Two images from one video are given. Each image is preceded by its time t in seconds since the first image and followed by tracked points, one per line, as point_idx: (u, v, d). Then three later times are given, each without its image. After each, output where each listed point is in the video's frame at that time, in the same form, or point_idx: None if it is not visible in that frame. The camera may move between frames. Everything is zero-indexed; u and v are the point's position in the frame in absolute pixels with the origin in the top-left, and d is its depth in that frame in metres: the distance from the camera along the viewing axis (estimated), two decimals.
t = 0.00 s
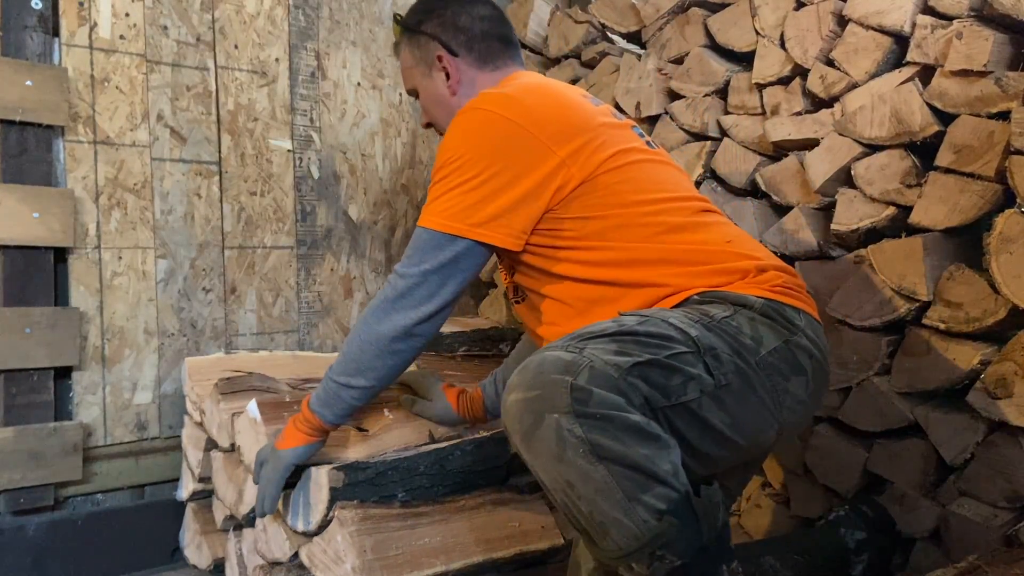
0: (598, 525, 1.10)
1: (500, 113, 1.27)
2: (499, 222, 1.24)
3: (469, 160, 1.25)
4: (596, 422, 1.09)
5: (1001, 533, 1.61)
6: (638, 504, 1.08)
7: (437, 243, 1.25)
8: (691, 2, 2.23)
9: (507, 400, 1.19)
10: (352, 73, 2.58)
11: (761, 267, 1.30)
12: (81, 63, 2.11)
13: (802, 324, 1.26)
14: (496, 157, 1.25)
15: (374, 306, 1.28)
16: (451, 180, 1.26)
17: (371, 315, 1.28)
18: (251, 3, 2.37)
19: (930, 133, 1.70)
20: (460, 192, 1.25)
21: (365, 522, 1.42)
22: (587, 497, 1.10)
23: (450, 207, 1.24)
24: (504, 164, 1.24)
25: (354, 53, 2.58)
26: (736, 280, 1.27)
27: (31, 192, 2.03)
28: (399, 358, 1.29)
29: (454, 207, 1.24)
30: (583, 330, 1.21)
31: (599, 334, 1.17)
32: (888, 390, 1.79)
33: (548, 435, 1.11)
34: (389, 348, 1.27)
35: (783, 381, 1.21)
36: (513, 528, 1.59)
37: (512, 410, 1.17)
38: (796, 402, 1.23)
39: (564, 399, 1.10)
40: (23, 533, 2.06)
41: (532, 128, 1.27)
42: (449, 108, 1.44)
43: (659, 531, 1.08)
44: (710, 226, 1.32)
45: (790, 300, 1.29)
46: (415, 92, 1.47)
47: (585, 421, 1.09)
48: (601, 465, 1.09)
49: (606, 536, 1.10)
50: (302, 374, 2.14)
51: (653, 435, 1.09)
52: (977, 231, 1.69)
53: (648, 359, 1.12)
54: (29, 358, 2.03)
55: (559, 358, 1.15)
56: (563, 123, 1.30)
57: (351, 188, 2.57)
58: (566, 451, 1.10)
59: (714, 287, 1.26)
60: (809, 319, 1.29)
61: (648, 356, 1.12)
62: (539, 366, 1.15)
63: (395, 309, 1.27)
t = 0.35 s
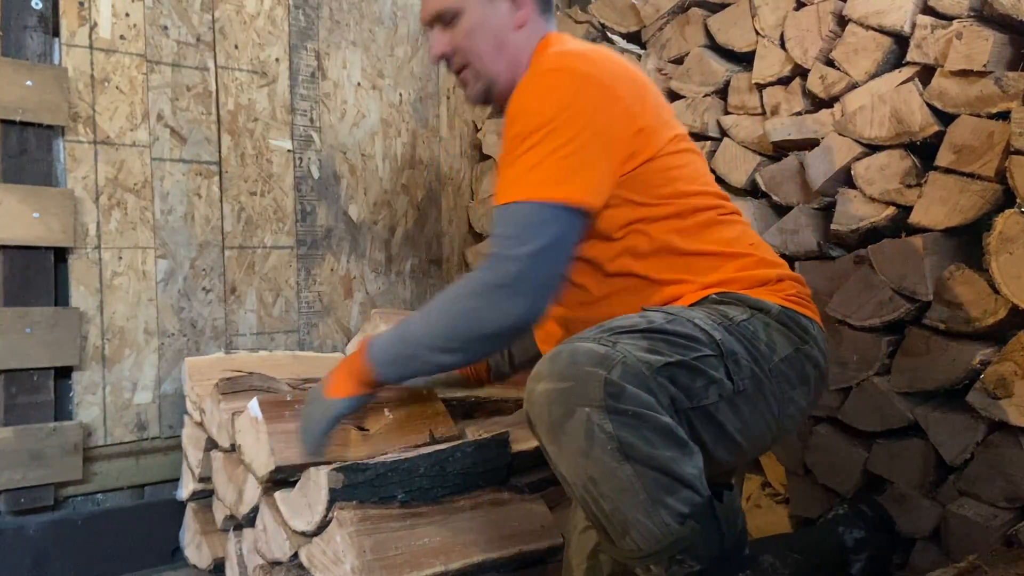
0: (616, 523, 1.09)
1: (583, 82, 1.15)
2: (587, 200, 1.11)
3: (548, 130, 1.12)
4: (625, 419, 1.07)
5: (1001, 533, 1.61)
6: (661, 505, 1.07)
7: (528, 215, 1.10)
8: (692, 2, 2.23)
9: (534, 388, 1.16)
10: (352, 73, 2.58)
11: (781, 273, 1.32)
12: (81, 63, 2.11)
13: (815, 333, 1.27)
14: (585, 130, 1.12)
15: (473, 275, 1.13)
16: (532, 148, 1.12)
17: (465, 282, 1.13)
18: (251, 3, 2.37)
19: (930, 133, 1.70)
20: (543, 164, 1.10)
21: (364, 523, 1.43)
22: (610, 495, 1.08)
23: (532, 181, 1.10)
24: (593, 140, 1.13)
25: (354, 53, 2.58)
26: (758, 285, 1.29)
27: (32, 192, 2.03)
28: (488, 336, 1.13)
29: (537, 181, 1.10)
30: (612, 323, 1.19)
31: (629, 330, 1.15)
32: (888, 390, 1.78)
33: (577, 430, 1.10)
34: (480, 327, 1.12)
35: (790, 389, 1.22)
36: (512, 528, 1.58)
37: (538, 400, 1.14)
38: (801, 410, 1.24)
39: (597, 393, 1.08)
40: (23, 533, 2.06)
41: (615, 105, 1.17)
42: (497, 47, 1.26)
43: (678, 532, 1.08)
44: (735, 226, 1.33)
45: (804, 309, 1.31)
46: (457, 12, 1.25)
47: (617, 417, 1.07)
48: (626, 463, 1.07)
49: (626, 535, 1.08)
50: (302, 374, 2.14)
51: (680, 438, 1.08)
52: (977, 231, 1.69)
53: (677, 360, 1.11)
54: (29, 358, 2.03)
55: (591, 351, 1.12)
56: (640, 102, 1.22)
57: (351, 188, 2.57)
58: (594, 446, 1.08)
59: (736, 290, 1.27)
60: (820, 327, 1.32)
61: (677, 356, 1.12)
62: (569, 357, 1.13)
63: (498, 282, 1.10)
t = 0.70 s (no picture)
0: (674, 503, 1.04)
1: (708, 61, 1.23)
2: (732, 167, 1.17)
3: (700, 99, 1.16)
4: (701, 402, 1.03)
5: (1001, 533, 1.61)
6: (724, 490, 1.04)
7: (703, 182, 1.13)
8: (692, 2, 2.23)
9: (607, 361, 1.05)
10: (352, 73, 2.58)
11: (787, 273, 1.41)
12: (81, 64, 2.11)
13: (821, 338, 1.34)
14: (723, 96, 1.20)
15: (663, 243, 1.07)
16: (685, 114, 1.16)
17: (656, 246, 1.07)
18: (251, 3, 2.37)
19: (930, 133, 1.70)
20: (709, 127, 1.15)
21: (364, 522, 1.43)
22: (676, 475, 1.03)
23: (698, 143, 1.13)
24: (729, 115, 1.20)
25: (354, 53, 2.58)
26: (780, 281, 1.34)
27: (31, 192, 2.03)
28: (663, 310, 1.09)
29: (704, 145, 1.14)
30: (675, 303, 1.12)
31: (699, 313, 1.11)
32: (888, 390, 1.78)
33: (652, 406, 1.02)
34: (681, 291, 1.09)
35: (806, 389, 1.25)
36: (512, 528, 1.58)
37: (609, 374, 1.05)
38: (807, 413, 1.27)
39: (677, 368, 1.03)
40: (23, 533, 2.06)
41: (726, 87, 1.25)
42: None
43: (733, 519, 1.05)
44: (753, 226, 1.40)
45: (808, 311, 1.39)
46: None
47: (694, 397, 1.03)
48: (698, 445, 1.03)
49: (684, 517, 1.04)
50: (302, 374, 2.14)
51: (739, 426, 1.08)
52: (977, 231, 1.69)
53: (741, 350, 1.10)
54: (29, 358, 2.03)
55: (669, 329, 1.05)
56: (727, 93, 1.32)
57: (351, 188, 2.57)
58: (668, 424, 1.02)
59: (762, 287, 1.31)
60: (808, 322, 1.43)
61: (741, 346, 1.11)
62: (648, 333, 1.04)
63: (696, 250, 1.08)
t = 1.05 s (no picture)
0: (738, 506, 1.06)
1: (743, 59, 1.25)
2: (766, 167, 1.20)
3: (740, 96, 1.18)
4: (772, 400, 1.06)
5: (1001, 533, 1.61)
6: (786, 492, 1.08)
7: (743, 180, 1.15)
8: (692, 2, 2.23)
9: (679, 352, 1.06)
10: (352, 73, 2.57)
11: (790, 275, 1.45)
12: (81, 63, 2.11)
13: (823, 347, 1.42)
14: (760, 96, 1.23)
15: (712, 238, 1.07)
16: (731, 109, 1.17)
17: (707, 240, 1.07)
18: (251, 3, 2.37)
19: (930, 133, 1.70)
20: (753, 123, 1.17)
21: (364, 522, 1.43)
22: (745, 474, 1.05)
23: (738, 139, 1.15)
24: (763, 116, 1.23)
25: (354, 53, 2.57)
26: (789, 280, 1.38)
27: (31, 192, 2.03)
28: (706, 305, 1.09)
29: (745, 142, 1.15)
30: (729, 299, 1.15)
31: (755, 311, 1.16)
32: (888, 390, 1.78)
33: (728, 401, 1.04)
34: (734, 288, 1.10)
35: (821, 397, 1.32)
36: (512, 528, 1.58)
37: (683, 369, 1.06)
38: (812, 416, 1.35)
39: (754, 365, 1.04)
40: (23, 533, 2.06)
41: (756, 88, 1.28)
42: None
43: (794, 526, 1.07)
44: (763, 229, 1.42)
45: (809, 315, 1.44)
46: None
47: (766, 396, 1.05)
48: (766, 444, 1.06)
49: (745, 517, 1.06)
50: (302, 374, 2.14)
51: (804, 427, 1.11)
52: (977, 231, 1.69)
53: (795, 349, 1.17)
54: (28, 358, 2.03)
55: (736, 326, 1.07)
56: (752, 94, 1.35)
57: (351, 188, 2.57)
58: (744, 420, 1.04)
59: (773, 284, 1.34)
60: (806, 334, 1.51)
61: (794, 344, 1.17)
62: (718, 327, 1.06)
63: (742, 247, 1.10)
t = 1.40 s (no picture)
0: (737, 510, 1.05)
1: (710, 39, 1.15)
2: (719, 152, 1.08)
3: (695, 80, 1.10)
4: (771, 404, 1.07)
5: (1001, 533, 1.61)
6: (786, 498, 1.07)
7: (684, 155, 1.04)
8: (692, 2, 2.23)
9: (676, 357, 1.10)
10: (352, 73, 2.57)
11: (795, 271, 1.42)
12: (81, 63, 2.11)
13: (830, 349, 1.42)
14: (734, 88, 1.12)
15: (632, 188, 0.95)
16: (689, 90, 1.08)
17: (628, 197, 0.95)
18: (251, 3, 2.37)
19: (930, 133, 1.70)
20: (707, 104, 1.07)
21: (364, 522, 1.43)
22: (744, 480, 1.04)
23: (677, 119, 1.06)
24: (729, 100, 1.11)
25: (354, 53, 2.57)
26: (789, 277, 1.38)
27: (31, 192, 2.03)
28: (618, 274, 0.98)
29: (690, 120, 1.06)
30: (725, 302, 1.18)
31: (757, 312, 1.17)
32: (888, 390, 1.78)
33: (727, 406, 1.05)
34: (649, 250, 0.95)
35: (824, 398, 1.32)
36: (512, 528, 1.58)
37: (682, 373, 1.09)
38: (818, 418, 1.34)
39: (753, 370, 1.06)
40: (23, 533, 2.06)
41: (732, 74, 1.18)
42: None
43: (794, 531, 1.06)
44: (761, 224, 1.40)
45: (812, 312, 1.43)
46: None
47: (765, 400, 1.07)
48: (766, 450, 1.06)
49: (743, 524, 1.04)
50: (302, 375, 2.14)
51: (804, 433, 1.11)
52: (978, 231, 1.69)
53: (797, 351, 1.17)
54: (28, 358, 2.03)
55: (738, 330, 1.10)
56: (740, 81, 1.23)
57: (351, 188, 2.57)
58: (742, 425, 1.05)
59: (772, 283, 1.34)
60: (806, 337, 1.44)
61: (796, 346, 1.17)
62: (716, 330, 1.09)
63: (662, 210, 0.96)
